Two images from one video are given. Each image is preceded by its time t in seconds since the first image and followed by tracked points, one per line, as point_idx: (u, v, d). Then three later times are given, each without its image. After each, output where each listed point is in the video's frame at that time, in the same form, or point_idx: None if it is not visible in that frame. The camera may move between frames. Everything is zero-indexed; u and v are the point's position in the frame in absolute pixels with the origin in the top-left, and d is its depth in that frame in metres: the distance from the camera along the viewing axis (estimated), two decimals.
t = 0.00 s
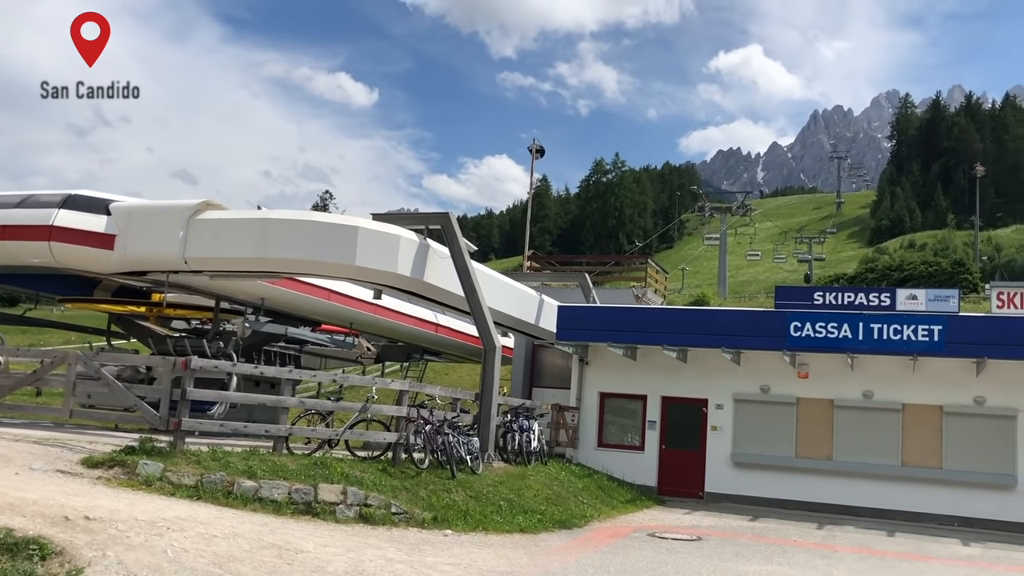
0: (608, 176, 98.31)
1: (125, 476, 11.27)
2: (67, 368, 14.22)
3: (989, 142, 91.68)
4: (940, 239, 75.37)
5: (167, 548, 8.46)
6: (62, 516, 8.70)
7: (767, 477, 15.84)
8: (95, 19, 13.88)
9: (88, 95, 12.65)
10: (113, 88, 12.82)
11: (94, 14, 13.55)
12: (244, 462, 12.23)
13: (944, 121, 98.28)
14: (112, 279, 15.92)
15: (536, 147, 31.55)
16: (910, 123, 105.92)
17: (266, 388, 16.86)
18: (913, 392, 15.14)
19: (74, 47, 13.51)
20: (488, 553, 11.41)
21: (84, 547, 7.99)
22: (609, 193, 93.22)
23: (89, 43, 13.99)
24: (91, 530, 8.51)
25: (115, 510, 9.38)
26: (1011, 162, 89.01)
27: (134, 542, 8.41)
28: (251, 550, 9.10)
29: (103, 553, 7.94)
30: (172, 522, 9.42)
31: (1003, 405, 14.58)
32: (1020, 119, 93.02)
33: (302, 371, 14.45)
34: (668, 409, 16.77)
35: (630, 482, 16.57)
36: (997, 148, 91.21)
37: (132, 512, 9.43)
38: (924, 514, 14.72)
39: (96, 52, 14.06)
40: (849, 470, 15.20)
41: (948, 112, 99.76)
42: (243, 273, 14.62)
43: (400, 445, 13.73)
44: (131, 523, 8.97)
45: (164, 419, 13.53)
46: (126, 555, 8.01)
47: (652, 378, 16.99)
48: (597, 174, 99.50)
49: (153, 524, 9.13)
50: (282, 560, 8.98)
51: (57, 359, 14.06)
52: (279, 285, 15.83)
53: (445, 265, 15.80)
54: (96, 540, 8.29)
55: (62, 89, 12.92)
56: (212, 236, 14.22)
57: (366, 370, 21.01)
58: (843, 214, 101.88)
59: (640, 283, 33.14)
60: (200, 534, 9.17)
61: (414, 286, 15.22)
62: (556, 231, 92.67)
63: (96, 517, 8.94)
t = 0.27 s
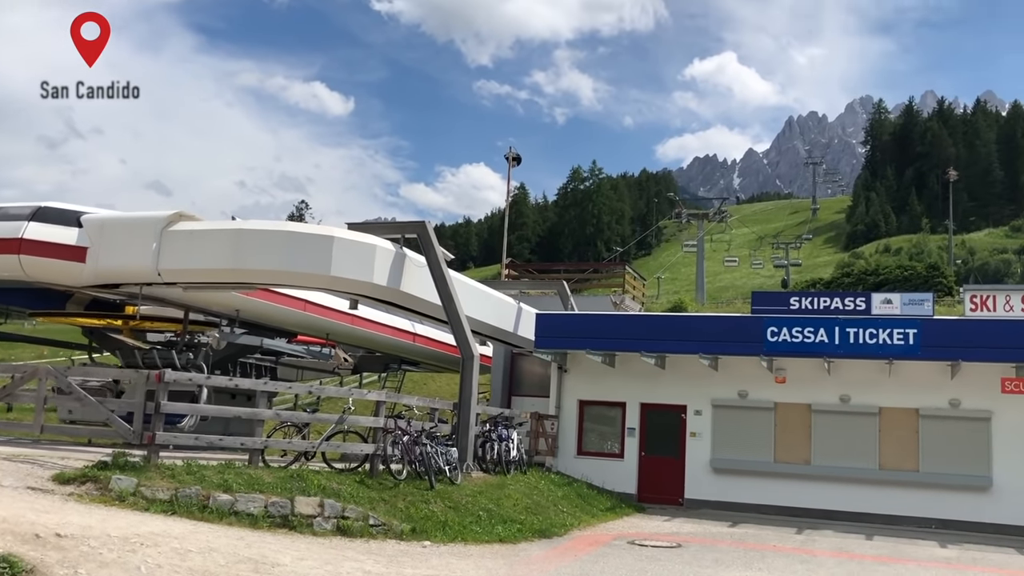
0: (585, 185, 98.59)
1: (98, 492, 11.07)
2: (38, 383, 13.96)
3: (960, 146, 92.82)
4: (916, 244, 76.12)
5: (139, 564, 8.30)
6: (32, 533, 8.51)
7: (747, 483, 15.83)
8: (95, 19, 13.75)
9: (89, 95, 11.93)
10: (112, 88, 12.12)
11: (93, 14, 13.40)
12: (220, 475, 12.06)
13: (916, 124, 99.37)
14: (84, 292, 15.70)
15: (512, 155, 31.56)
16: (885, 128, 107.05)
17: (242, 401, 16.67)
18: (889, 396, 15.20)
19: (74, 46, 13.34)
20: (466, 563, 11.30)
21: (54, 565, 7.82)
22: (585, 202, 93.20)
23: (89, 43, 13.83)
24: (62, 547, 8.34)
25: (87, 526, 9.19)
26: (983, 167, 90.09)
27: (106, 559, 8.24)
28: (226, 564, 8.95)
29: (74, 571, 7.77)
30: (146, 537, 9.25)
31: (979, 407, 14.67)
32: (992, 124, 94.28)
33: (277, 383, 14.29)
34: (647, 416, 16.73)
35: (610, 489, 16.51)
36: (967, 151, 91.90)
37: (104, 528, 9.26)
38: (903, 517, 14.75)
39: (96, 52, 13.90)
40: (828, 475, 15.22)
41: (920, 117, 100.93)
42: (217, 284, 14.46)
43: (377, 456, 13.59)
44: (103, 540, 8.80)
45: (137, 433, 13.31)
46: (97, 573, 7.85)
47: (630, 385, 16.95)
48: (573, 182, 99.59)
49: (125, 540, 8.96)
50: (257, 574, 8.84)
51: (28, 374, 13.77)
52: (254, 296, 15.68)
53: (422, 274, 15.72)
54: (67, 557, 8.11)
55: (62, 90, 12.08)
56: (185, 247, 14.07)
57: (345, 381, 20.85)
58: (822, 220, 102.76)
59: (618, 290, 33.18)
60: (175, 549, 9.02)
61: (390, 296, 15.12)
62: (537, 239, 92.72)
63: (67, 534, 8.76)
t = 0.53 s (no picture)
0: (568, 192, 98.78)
1: (81, 508, 10.96)
2: (19, 399, 13.83)
3: (938, 148, 93.50)
4: (898, 246, 76.63)
5: None
6: (14, 551, 8.42)
7: (733, 487, 15.86)
8: (95, 19, 13.68)
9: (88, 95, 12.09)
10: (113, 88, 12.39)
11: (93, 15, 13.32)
12: (204, 489, 11.97)
13: (896, 128, 100.30)
14: (65, 307, 15.58)
15: (495, 164, 31.58)
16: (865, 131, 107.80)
17: (227, 414, 16.57)
18: (873, 399, 15.27)
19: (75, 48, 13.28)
20: (452, 573, 11.25)
21: None
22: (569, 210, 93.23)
23: (89, 43, 13.78)
24: (45, 565, 8.26)
25: (70, 543, 9.10)
26: (962, 169, 90.79)
27: None
28: None
29: None
30: (130, 553, 9.17)
31: (962, 409, 14.76)
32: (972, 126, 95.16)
33: (261, 396, 14.21)
34: (633, 422, 16.74)
35: (597, 496, 16.50)
36: (946, 154, 92.48)
37: (88, 544, 9.16)
38: (889, 520, 14.81)
39: (96, 53, 13.84)
40: (814, 478, 15.27)
41: (900, 120, 101.77)
42: (200, 297, 14.39)
43: (363, 467, 13.53)
44: (86, 556, 8.71)
45: (120, 448, 13.19)
46: None
47: (616, 392, 16.96)
48: (557, 190, 99.68)
49: (109, 556, 8.87)
50: None
51: (9, 391, 13.62)
52: (238, 308, 15.61)
53: (406, 283, 15.69)
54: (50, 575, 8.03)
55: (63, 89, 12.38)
56: (167, 260, 14.00)
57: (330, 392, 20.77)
58: (806, 224, 103.40)
59: (603, 297, 33.21)
60: (160, 565, 8.93)
61: (374, 306, 15.09)
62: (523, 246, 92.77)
63: (50, 551, 8.67)
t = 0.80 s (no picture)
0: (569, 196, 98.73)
1: (85, 517, 10.98)
2: (23, 408, 13.84)
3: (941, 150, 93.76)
4: (900, 247, 76.56)
5: None
6: (19, 560, 8.44)
7: (737, 490, 15.85)
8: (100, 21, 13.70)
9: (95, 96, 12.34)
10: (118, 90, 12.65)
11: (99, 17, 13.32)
12: (208, 497, 11.98)
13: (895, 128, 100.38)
14: (68, 316, 15.60)
15: (495, 169, 31.62)
16: (865, 133, 107.83)
17: (230, 421, 16.57)
18: (876, 400, 15.26)
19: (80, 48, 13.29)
20: None
21: None
22: (571, 213, 93.46)
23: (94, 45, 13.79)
24: (50, 574, 8.27)
25: (75, 552, 9.11)
26: (963, 170, 90.71)
27: None
28: None
29: None
30: (134, 561, 9.17)
31: (964, 409, 14.75)
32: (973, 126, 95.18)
33: (264, 402, 14.22)
34: (636, 426, 16.74)
35: (601, 501, 16.49)
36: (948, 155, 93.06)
37: (92, 553, 9.17)
38: (893, 521, 14.79)
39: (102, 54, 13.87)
40: (817, 481, 15.26)
41: (900, 122, 101.72)
42: (202, 305, 14.41)
43: (366, 473, 13.53)
44: (91, 565, 8.72)
45: (124, 456, 13.20)
46: None
47: (619, 396, 16.96)
48: (558, 194, 99.71)
49: (113, 564, 8.88)
50: None
51: (12, 400, 13.63)
52: (240, 316, 15.62)
53: (407, 289, 15.70)
54: None
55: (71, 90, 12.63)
56: (169, 268, 14.03)
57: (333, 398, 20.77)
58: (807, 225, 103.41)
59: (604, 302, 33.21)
60: (164, 573, 8.94)
61: (376, 312, 15.10)
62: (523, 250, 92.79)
63: (55, 560, 8.68)
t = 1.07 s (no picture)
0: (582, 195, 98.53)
1: (102, 515, 11.06)
2: (40, 408, 13.94)
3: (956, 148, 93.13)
4: (914, 246, 76.05)
5: None
6: (37, 558, 8.51)
7: (751, 490, 15.81)
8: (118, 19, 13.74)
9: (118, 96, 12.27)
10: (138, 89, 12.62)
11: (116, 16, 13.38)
12: (223, 496, 12.04)
13: (910, 128, 100.01)
14: (84, 316, 15.71)
15: (507, 169, 31.64)
16: (879, 131, 107.21)
17: (245, 421, 16.65)
18: (892, 400, 15.19)
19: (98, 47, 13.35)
20: None
21: None
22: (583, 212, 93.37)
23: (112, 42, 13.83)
24: (68, 572, 8.33)
25: (93, 550, 9.17)
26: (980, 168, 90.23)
27: None
28: None
29: None
30: (150, 560, 9.23)
31: (981, 409, 14.66)
32: (988, 124, 94.48)
33: (279, 402, 14.28)
34: (650, 426, 16.72)
35: (615, 500, 16.48)
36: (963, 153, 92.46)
37: (109, 552, 9.24)
38: (909, 521, 14.72)
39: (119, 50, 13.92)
40: (832, 480, 15.21)
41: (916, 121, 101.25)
42: (217, 305, 14.49)
43: (381, 472, 13.57)
44: (109, 563, 8.78)
45: (140, 455, 13.28)
46: None
47: (632, 396, 16.95)
48: (570, 194, 99.59)
49: (131, 563, 8.94)
50: None
51: (29, 400, 13.74)
52: (255, 316, 15.69)
53: (421, 289, 15.74)
54: None
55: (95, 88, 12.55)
56: (185, 268, 14.11)
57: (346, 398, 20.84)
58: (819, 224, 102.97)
59: (616, 302, 33.17)
60: (181, 571, 8.99)
61: (390, 312, 15.14)
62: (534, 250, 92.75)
63: (73, 558, 8.75)
